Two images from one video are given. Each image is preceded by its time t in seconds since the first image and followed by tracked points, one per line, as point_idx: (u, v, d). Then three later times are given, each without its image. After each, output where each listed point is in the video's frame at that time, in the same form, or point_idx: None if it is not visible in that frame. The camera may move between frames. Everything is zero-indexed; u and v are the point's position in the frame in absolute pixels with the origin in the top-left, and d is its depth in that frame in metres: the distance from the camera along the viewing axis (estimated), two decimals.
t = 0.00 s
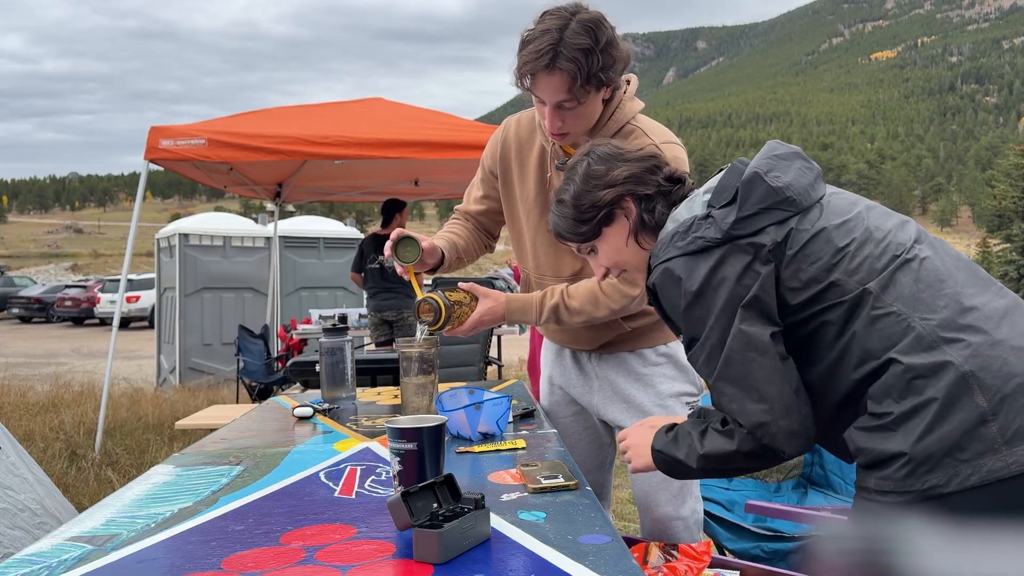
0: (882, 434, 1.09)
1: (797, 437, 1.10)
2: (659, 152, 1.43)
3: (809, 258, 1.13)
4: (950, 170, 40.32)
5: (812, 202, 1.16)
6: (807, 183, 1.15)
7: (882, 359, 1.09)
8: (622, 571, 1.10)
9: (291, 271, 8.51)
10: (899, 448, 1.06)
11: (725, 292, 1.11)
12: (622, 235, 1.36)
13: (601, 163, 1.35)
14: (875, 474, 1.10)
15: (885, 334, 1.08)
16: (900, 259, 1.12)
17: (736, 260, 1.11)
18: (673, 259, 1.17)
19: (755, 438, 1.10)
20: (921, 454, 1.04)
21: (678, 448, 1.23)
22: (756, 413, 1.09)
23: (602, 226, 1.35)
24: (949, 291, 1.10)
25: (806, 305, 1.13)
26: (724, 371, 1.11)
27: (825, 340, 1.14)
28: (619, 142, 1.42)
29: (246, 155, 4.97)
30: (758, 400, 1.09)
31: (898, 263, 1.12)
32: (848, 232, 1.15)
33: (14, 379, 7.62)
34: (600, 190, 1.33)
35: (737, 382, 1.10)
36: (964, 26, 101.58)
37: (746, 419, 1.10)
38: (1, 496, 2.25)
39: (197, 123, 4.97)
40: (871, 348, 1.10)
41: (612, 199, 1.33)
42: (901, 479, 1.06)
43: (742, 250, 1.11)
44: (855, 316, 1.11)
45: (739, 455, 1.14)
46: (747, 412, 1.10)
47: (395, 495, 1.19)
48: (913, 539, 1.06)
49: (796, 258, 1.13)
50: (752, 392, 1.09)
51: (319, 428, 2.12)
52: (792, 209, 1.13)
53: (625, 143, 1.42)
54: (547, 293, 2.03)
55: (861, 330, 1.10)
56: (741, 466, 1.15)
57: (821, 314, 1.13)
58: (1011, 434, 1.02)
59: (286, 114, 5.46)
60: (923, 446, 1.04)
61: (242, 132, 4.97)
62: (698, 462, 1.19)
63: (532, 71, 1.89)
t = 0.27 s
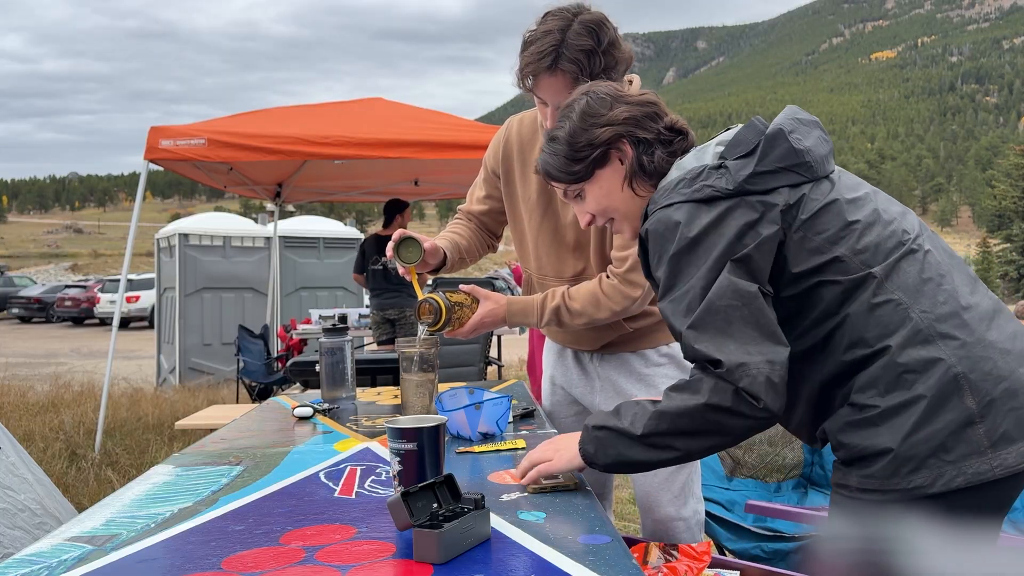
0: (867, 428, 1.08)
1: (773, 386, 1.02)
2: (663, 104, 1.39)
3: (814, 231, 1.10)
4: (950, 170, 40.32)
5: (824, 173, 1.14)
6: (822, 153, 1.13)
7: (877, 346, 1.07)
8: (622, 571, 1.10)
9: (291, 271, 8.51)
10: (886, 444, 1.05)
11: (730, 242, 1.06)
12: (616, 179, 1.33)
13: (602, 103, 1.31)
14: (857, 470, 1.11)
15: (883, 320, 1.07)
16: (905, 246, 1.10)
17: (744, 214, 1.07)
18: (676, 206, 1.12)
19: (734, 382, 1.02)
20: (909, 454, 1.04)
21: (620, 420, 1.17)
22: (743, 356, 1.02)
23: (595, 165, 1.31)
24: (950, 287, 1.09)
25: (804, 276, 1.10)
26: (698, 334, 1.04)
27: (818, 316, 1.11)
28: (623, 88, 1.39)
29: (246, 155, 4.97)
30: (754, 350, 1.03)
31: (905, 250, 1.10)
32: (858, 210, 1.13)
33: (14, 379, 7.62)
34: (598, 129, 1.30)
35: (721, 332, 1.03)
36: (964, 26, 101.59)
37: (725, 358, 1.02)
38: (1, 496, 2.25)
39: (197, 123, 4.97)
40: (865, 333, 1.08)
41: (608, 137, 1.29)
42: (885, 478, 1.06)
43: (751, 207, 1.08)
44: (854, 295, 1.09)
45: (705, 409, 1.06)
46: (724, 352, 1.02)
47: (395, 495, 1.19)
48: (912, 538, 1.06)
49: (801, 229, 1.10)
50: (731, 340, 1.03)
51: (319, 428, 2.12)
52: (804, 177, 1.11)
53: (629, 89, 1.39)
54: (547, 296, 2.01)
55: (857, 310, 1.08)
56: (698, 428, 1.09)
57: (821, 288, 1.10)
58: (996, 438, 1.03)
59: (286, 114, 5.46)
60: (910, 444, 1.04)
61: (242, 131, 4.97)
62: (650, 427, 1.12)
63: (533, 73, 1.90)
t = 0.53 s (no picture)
0: (835, 435, 1.09)
1: (739, 391, 1.02)
2: (653, 80, 1.34)
3: (796, 225, 1.10)
4: (951, 170, 40.34)
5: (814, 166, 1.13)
6: (811, 146, 1.12)
7: (852, 349, 1.07)
8: (623, 571, 1.10)
9: (291, 271, 8.51)
10: (853, 453, 1.06)
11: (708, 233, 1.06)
12: (594, 164, 1.33)
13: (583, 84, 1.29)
14: (824, 478, 1.12)
15: (859, 322, 1.07)
16: (892, 248, 1.10)
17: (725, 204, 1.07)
18: (656, 193, 1.13)
19: (697, 385, 1.03)
20: (874, 465, 1.05)
21: (598, 431, 1.20)
22: (709, 358, 1.03)
23: (573, 149, 1.32)
24: (934, 293, 1.08)
25: (783, 272, 1.11)
26: (665, 335, 1.06)
27: (794, 314, 1.11)
28: (612, 60, 1.34)
29: (246, 155, 4.97)
30: (721, 352, 1.03)
31: (892, 251, 1.09)
32: (846, 205, 1.12)
33: (14, 379, 7.62)
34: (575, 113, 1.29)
35: (688, 331, 1.04)
36: (964, 26, 101.59)
37: (689, 360, 1.03)
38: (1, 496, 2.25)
39: (197, 123, 4.97)
40: (840, 334, 1.08)
41: (583, 122, 1.28)
42: (851, 490, 1.07)
43: (732, 198, 1.08)
44: (833, 294, 1.09)
45: (669, 418, 1.07)
46: (692, 353, 1.03)
47: (395, 495, 1.19)
48: (913, 539, 1.04)
49: (784, 223, 1.10)
50: (700, 339, 1.04)
51: (319, 428, 2.12)
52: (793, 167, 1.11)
53: (618, 61, 1.34)
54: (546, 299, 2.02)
55: (834, 310, 1.08)
56: (665, 438, 1.10)
57: (801, 284, 1.10)
58: (968, 455, 1.02)
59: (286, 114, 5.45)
60: (877, 456, 1.04)
61: (242, 131, 4.97)
62: (622, 440, 1.14)
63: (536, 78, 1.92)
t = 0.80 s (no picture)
0: (816, 444, 1.10)
1: (763, 388, 1.05)
2: (647, 61, 1.36)
3: (789, 219, 1.09)
4: (950, 170, 40.34)
5: (812, 159, 1.13)
6: (810, 137, 1.11)
7: (837, 352, 1.07)
8: (623, 571, 1.09)
9: (291, 271, 8.50)
10: (831, 462, 1.08)
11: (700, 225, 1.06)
12: (588, 149, 1.37)
13: (576, 70, 1.32)
14: (803, 487, 1.14)
15: (847, 325, 1.06)
16: (886, 249, 1.09)
17: (716, 193, 1.06)
18: (648, 180, 1.12)
19: (720, 388, 1.04)
20: (853, 476, 1.06)
21: (611, 417, 1.21)
22: (729, 361, 1.04)
23: (567, 136, 1.37)
24: (927, 300, 1.08)
25: (776, 264, 1.09)
26: (681, 337, 1.07)
27: (782, 312, 1.11)
28: (607, 43, 1.37)
29: (245, 155, 4.97)
30: (739, 351, 1.04)
31: (885, 253, 1.08)
32: (841, 201, 1.11)
33: (14, 379, 7.62)
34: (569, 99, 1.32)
35: (701, 331, 1.05)
36: (963, 26, 101.61)
37: (710, 365, 1.04)
38: (1, 496, 2.24)
39: (197, 123, 4.97)
40: (826, 335, 1.08)
41: (576, 109, 1.32)
42: (831, 499, 1.09)
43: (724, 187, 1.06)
44: (821, 294, 1.08)
45: (687, 417, 1.09)
46: (709, 357, 1.04)
47: (395, 495, 1.19)
48: (913, 539, 1.04)
49: (776, 215, 1.09)
50: (715, 338, 1.05)
51: (319, 428, 2.12)
52: (789, 158, 1.10)
53: (613, 44, 1.37)
54: (548, 305, 2.05)
55: (823, 310, 1.08)
56: (679, 431, 1.12)
57: (790, 280, 1.09)
58: (950, 470, 1.03)
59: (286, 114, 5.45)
60: (858, 469, 1.06)
61: (242, 131, 4.97)
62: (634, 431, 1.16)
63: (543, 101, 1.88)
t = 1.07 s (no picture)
0: (816, 447, 1.10)
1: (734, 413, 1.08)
2: (657, 58, 1.40)
3: (794, 220, 1.09)
4: (950, 170, 40.34)
5: (819, 159, 1.12)
6: (817, 138, 1.10)
7: (840, 357, 1.07)
8: (622, 571, 1.09)
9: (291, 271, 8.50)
10: (831, 466, 1.08)
11: (703, 233, 1.07)
12: (597, 145, 1.37)
13: (586, 64, 1.35)
14: (803, 490, 1.13)
15: (851, 329, 1.06)
16: (893, 252, 1.08)
17: (720, 197, 1.07)
18: (654, 180, 1.12)
19: (695, 405, 1.08)
20: (853, 482, 1.06)
21: (591, 420, 1.25)
22: (709, 379, 1.07)
23: (575, 132, 1.37)
24: (934, 305, 1.06)
25: (779, 267, 1.09)
26: (670, 346, 1.09)
27: (785, 314, 1.11)
28: (616, 40, 1.41)
29: (245, 155, 4.96)
30: (722, 371, 1.07)
31: (892, 256, 1.07)
32: (847, 202, 1.10)
33: (14, 379, 7.62)
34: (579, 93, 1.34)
35: (694, 346, 1.07)
36: (964, 26, 101.54)
37: (689, 379, 1.07)
38: (1, 496, 2.24)
39: (197, 123, 4.97)
40: (829, 339, 1.07)
41: (585, 103, 1.33)
42: (830, 504, 1.09)
43: (729, 190, 1.07)
44: (825, 297, 1.08)
45: (658, 425, 1.13)
46: (693, 372, 1.07)
47: (395, 495, 1.19)
48: (913, 539, 1.04)
49: (780, 217, 1.09)
50: (704, 354, 1.07)
51: (319, 428, 2.11)
52: (795, 159, 1.09)
53: (622, 40, 1.41)
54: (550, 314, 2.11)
55: (827, 314, 1.08)
56: (655, 438, 1.15)
57: (794, 282, 1.09)
58: (952, 478, 1.03)
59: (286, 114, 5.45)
60: (854, 471, 1.06)
61: (242, 131, 4.96)
62: (613, 433, 1.20)
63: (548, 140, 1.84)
